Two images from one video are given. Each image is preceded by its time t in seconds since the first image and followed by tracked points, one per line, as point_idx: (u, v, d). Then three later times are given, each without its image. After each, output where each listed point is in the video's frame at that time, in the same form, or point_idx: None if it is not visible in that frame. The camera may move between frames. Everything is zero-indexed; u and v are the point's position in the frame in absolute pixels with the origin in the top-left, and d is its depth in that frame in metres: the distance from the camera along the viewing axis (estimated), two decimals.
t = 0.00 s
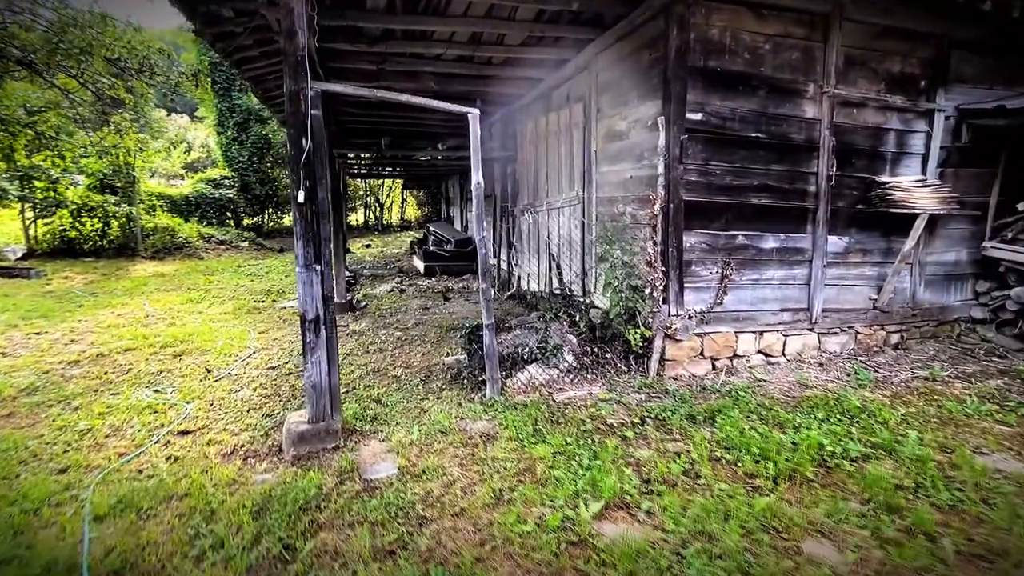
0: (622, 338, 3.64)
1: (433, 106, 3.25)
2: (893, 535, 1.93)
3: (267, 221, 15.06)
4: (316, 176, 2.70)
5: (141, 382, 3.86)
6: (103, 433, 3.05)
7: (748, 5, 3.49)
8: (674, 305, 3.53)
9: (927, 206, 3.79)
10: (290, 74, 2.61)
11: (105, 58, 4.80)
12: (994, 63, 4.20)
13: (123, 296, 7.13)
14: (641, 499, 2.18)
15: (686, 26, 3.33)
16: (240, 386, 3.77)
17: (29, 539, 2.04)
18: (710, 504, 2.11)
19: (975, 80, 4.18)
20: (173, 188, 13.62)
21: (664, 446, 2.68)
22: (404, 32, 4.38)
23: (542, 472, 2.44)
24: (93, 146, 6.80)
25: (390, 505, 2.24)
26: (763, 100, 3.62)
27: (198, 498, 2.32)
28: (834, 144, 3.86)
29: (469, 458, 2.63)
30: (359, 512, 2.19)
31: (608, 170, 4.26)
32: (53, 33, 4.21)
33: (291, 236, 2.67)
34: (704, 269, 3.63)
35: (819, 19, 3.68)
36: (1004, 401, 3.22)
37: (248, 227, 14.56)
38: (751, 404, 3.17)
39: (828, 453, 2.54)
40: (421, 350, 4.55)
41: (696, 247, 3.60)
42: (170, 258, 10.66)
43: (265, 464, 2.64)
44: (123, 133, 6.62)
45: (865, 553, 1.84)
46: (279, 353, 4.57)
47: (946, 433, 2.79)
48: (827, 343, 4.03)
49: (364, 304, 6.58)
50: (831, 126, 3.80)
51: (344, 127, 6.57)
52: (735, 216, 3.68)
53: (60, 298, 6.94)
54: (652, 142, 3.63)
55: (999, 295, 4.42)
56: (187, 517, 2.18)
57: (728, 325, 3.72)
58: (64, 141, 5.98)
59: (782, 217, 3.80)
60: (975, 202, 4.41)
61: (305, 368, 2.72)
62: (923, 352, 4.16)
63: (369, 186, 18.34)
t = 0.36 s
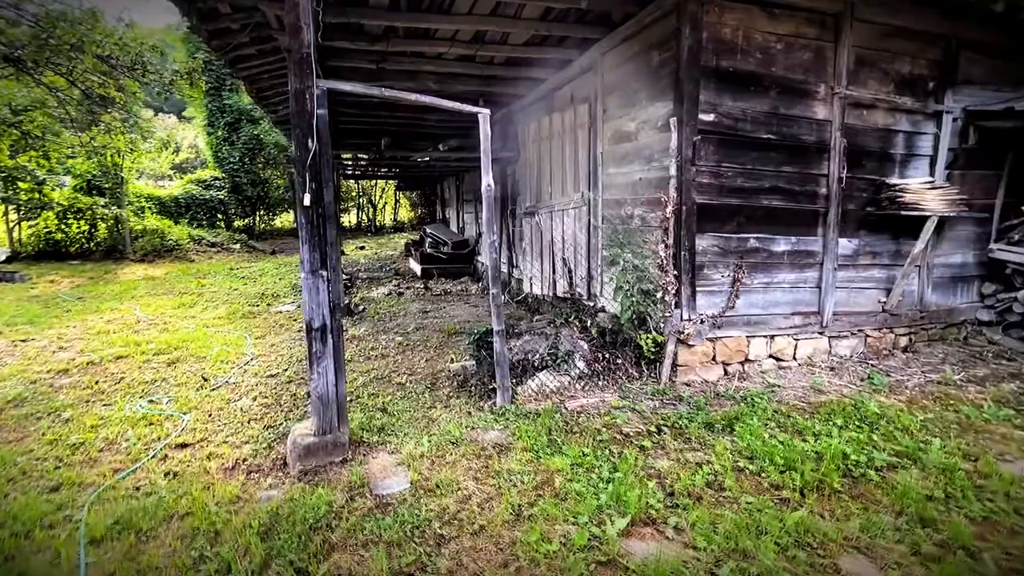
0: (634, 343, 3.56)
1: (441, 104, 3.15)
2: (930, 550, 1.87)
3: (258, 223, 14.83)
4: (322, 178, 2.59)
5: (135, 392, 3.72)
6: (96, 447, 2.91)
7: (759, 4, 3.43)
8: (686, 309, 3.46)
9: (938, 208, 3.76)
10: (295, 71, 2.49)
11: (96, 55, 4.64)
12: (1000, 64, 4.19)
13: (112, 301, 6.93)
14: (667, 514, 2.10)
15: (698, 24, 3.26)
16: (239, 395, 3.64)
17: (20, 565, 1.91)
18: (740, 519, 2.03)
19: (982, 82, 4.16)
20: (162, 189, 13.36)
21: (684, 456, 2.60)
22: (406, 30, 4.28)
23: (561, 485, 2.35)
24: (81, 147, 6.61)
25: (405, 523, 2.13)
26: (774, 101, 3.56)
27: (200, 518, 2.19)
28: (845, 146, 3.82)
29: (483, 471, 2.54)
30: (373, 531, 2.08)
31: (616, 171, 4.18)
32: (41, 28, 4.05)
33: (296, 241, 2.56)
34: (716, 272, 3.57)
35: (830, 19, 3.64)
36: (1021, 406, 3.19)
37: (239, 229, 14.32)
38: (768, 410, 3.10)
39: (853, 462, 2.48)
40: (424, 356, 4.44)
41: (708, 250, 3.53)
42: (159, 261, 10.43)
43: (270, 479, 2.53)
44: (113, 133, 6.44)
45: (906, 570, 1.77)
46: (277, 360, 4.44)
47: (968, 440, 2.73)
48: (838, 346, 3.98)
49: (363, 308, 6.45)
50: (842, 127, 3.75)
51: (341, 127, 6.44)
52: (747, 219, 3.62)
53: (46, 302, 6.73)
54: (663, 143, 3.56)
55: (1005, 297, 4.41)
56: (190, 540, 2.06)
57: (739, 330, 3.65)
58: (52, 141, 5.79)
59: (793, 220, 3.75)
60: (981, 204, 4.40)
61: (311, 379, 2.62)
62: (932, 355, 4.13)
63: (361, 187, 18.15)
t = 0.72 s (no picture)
0: (645, 349, 3.48)
1: (449, 102, 3.00)
2: (971, 565, 1.80)
3: (249, 224, 14.59)
4: (328, 179, 2.48)
5: (128, 402, 3.57)
6: (88, 462, 2.77)
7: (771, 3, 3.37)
8: (699, 313, 3.39)
9: (948, 210, 3.73)
10: (300, 69, 2.39)
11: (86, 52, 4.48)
12: (1006, 65, 4.17)
13: (101, 306, 6.73)
14: (695, 530, 2.02)
15: (711, 23, 3.20)
16: (238, 405, 3.51)
17: None
18: (771, 535, 1.95)
19: (988, 83, 4.15)
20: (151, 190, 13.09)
21: (705, 467, 2.53)
22: (409, 27, 4.17)
23: (582, 499, 2.26)
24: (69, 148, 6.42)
25: (421, 542, 2.03)
26: (786, 101, 3.51)
27: (203, 540, 2.07)
28: (855, 147, 3.78)
29: (498, 484, 2.44)
30: (387, 552, 1.97)
31: (623, 172, 4.10)
32: (29, 23, 3.89)
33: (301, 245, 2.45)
34: (728, 275, 3.50)
35: (840, 19, 3.59)
36: None
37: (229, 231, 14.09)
38: (785, 416, 3.04)
39: (878, 471, 2.42)
40: (427, 362, 4.33)
41: (720, 253, 3.47)
42: (148, 264, 10.19)
43: (274, 496, 2.41)
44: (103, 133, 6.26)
45: None
46: (275, 367, 4.31)
47: (990, 446, 2.68)
48: (848, 350, 3.94)
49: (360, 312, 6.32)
50: (852, 128, 3.71)
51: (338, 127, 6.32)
52: (758, 221, 3.56)
53: (31, 307, 6.52)
54: (674, 144, 3.49)
55: (1011, 298, 4.40)
56: (193, 564, 1.93)
57: (751, 334, 3.59)
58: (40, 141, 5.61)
59: (804, 222, 3.70)
60: (987, 206, 4.38)
61: (317, 390, 2.50)
62: (941, 357, 4.10)
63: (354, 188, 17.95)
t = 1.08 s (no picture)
0: (656, 352, 3.41)
1: (456, 100, 2.94)
2: None
3: (240, 225, 14.36)
4: (333, 178, 2.38)
5: (120, 411, 3.43)
6: (80, 475, 2.64)
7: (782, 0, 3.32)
8: (710, 316, 3.33)
9: (956, 210, 3.71)
10: (304, 63, 2.29)
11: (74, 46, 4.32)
12: (1011, 65, 4.16)
13: (89, 310, 6.54)
14: (722, 543, 1.94)
15: (723, 20, 3.14)
16: (235, 413, 3.38)
17: None
18: (803, 548, 1.88)
19: (994, 82, 4.13)
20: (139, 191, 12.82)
21: (724, 474, 2.45)
22: (410, 24, 4.07)
23: (602, 511, 2.18)
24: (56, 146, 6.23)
25: (436, 558, 1.94)
26: (797, 100, 3.45)
27: (205, 560, 1.96)
28: (864, 147, 3.74)
29: (513, 495, 2.35)
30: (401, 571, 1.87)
31: (629, 172, 4.03)
32: (14, 16, 3.73)
33: (306, 248, 2.36)
34: (739, 277, 3.44)
35: (850, 17, 3.55)
36: None
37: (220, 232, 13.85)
38: (801, 421, 2.98)
39: (902, 478, 2.36)
40: (429, 366, 4.23)
41: (731, 254, 3.41)
42: (136, 266, 9.97)
43: (279, 510, 2.30)
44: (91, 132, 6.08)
45: None
46: (272, 372, 4.18)
47: (1011, 450, 2.64)
48: (858, 352, 3.89)
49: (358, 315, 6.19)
50: (862, 128, 3.67)
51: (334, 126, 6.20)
52: (769, 222, 3.51)
53: (16, 312, 6.31)
54: (683, 143, 3.43)
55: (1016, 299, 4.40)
56: None
57: (762, 336, 3.54)
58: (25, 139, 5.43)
59: (814, 223, 3.66)
60: (992, 206, 4.37)
61: (322, 399, 2.40)
62: (949, 358, 4.08)
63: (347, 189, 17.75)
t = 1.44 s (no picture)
0: (668, 356, 3.33)
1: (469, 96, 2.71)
2: None
3: (231, 226, 14.12)
4: (339, 176, 2.26)
5: (110, 420, 3.28)
6: (69, 490, 2.50)
7: None
8: (723, 319, 3.26)
9: (967, 211, 3.67)
10: (308, 55, 2.17)
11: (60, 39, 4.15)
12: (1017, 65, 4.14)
13: (75, 313, 6.34)
14: (753, 558, 1.85)
15: (737, 16, 3.07)
16: (232, 421, 3.25)
17: None
18: (839, 562, 1.80)
19: (1000, 82, 4.11)
20: (126, 191, 12.55)
21: (746, 484, 2.37)
22: (411, 19, 3.96)
23: (624, 525, 2.08)
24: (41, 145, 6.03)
25: None
26: (808, 98, 3.39)
27: None
28: (874, 146, 3.69)
29: (529, 508, 2.25)
30: None
31: (637, 172, 3.95)
32: None
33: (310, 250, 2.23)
34: (751, 278, 3.38)
35: (861, 15, 3.49)
36: None
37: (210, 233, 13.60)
38: (818, 425, 2.91)
39: (929, 486, 2.29)
40: (431, 371, 4.11)
41: (744, 255, 3.34)
42: (124, 268, 9.74)
43: (283, 527, 2.18)
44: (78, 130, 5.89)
45: None
46: (270, 378, 4.04)
47: None
48: (868, 354, 3.85)
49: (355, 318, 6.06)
50: (872, 127, 3.62)
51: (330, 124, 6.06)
52: (781, 222, 3.44)
53: None
54: (695, 142, 3.35)
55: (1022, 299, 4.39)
56: None
57: (774, 339, 3.47)
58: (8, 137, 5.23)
59: (825, 223, 3.60)
60: (997, 206, 4.35)
61: (327, 408, 2.28)
62: (958, 360, 4.04)
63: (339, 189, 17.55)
